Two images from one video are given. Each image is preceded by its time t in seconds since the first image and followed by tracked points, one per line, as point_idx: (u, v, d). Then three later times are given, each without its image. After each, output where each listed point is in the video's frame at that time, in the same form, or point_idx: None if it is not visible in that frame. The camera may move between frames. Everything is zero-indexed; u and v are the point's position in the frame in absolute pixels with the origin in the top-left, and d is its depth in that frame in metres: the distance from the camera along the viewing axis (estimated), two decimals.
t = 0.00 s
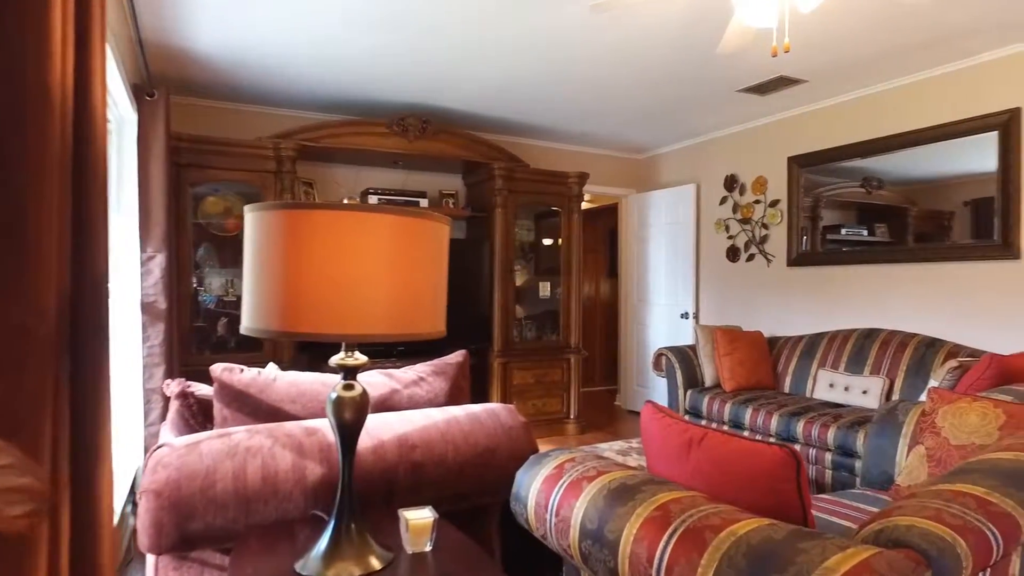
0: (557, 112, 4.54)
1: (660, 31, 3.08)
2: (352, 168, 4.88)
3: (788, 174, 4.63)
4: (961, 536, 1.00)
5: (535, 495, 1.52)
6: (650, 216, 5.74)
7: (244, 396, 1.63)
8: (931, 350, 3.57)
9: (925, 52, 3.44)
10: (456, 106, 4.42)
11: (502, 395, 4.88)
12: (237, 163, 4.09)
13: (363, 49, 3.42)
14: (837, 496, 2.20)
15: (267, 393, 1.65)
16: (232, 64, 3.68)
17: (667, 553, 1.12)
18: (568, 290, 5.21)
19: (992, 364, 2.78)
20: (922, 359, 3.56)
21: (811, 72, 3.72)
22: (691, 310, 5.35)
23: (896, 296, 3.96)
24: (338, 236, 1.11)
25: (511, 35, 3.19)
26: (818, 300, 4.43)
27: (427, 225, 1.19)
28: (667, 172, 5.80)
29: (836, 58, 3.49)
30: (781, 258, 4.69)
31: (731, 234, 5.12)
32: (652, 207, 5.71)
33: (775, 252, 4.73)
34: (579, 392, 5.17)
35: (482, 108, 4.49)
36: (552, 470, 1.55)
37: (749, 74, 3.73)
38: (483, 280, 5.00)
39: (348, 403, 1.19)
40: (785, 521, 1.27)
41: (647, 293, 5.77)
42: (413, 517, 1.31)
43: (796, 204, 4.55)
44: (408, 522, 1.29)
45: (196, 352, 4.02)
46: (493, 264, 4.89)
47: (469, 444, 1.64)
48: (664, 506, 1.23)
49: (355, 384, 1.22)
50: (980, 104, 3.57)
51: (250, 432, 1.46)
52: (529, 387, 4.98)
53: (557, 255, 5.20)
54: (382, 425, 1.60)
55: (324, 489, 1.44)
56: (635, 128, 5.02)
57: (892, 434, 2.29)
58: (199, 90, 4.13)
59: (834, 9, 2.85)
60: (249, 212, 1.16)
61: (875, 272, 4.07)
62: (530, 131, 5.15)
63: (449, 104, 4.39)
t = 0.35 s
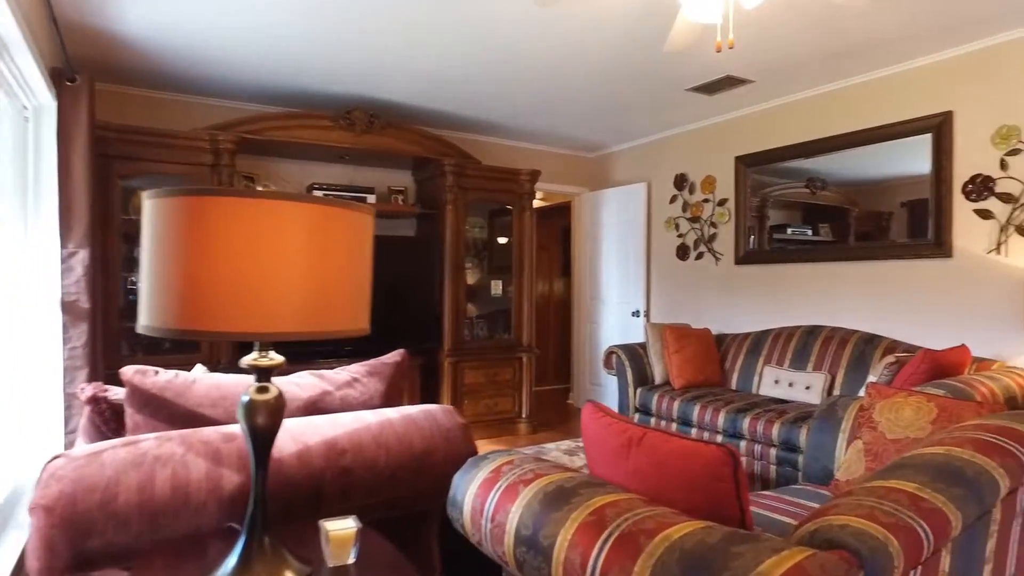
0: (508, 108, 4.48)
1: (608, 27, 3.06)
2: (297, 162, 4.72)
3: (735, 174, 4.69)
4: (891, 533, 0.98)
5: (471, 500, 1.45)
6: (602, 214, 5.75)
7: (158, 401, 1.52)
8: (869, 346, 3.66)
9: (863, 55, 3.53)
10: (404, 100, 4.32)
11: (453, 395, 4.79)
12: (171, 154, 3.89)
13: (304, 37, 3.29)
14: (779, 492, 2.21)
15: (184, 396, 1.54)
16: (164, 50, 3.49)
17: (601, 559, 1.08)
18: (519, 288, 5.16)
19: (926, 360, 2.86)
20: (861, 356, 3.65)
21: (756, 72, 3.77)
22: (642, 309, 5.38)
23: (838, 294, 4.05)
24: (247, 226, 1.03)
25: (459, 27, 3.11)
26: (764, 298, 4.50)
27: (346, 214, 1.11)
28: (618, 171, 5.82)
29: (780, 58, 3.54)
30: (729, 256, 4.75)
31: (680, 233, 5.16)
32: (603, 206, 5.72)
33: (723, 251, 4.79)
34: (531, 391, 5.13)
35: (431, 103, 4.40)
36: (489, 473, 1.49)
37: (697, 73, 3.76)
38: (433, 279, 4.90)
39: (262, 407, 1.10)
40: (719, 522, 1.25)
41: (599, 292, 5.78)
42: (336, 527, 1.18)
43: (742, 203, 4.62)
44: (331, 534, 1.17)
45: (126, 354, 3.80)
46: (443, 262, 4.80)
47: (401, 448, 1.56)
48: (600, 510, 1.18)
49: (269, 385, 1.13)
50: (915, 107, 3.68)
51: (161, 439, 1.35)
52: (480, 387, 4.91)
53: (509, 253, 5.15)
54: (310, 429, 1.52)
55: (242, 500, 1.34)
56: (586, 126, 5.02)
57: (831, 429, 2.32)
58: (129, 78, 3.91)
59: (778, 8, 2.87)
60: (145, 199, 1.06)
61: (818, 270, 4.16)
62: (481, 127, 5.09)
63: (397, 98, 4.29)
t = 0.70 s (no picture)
0: (449, 105, 4.38)
1: (547, 23, 2.99)
2: (227, 156, 4.49)
3: (678, 175, 4.70)
4: (806, 551, 0.91)
5: (379, 520, 1.34)
6: (549, 214, 5.70)
7: (25, 417, 1.35)
8: (806, 346, 3.70)
9: (799, 58, 3.57)
10: (341, 94, 4.16)
11: (394, 399, 4.64)
12: (85, 146, 3.63)
13: (228, 24, 3.11)
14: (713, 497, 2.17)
15: (56, 412, 1.37)
16: (73, 34, 3.24)
17: None
18: (463, 289, 5.05)
19: (858, 360, 2.88)
20: (798, 356, 3.69)
21: (697, 73, 3.77)
22: (588, 309, 5.34)
23: (778, 294, 4.09)
24: (94, 223, 0.90)
25: (392, 18, 2.98)
26: (707, 298, 4.52)
27: (217, 210, 1.01)
28: (564, 171, 5.78)
29: (720, 59, 3.54)
30: (673, 257, 4.75)
31: (625, 233, 5.14)
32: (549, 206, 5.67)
33: (667, 252, 4.80)
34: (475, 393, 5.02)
35: (369, 98, 4.25)
36: (399, 490, 1.39)
37: (638, 73, 3.73)
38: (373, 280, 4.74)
39: (118, 427, 0.96)
40: (638, 541, 1.17)
41: (546, 292, 5.72)
42: (212, 561, 1.06)
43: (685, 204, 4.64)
44: (205, 566, 1.04)
45: (32, 361, 3.52)
46: (384, 262, 4.65)
47: (305, 462, 1.44)
48: (508, 532, 1.10)
49: (131, 401, 1.00)
50: (848, 110, 3.75)
51: (19, 462, 1.20)
52: (423, 391, 4.78)
53: (452, 253, 5.04)
54: (200, 447, 1.38)
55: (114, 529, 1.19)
56: (530, 125, 4.95)
57: (765, 432, 2.30)
58: (37, 62, 3.63)
59: (715, 7, 2.85)
60: None
61: (758, 271, 4.19)
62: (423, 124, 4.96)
63: (334, 91, 4.13)
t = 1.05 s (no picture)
0: (391, 102, 4.26)
1: (483, 18, 2.91)
2: (154, 152, 4.26)
3: (624, 176, 4.69)
4: None
5: (271, 548, 1.23)
6: (497, 215, 5.63)
7: None
8: (747, 348, 3.72)
9: (738, 60, 3.59)
10: (276, 88, 4.00)
11: (334, 406, 4.48)
12: None
13: (145, 11, 2.92)
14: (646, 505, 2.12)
15: None
16: None
17: None
18: (407, 290, 4.92)
19: (794, 362, 2.89)
20: (739, 358, 3.70)
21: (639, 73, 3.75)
22: (536, 312, 5.29)
23: (721, 296, 4.10)
24: None
25: (322, 8, 2.85)
26: (652, 300, 4.51)
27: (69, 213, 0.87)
28: (512, 171, 5.71)
29: (661, 60, 3.52)
30: (619, 258, 4.73)
31: (573, 234, 5.10)
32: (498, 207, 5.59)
33: (614, 253, 4.77)
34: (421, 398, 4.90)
35: (306, 93, 4.10)
36: (295, 513, 1.28)
37: (580, 72, 3.68)
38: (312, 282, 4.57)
39: None
40: (545, 565, 1.09)
41: (494, 294, 5.64)
42: None
43: (631, 205, 4.62)
44: None
45: None
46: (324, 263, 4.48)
47: (193, 484, 1.33)
48: (399, 562, 1.01)
49: None
50: (787, 114, 3.78)
51: None
52: (365, 396, 4.63)
53: (396, 254, 4.91)
54: (70, 471, 1.25)
55: None
56: (476, 124, 4.87)
57: (699, 437, 2.27)
58: None
59: (653, 6, 2.82)
60: None
61: (701, 273, 4.20)
62: (365, 122, 4.82)
63: (268, 85, 3.96)
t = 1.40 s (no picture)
0: (319, 94, 4.11)
1: (408, 8, 2.83)
2: (61, 142, 3.98)
3: (560, 175, 4.68)
4: None
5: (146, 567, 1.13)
6: (434, 214, 5.54)
7: None
8: (677, 346, 3.77)
9: (668, 62, 3.63)
10: (195, 77, 3.80)
11: (260, 410, 4.29)
12: None
13: None
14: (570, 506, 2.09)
15: None
16: None
17: None
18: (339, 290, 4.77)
19: (720, 360, 2.92)
20: (670, 356, 3.74)
21: (572, 72, 3.74)
22: (473, 311, 5.22)
23: (653, 295, 4.14)
24: None
25: None
26: (587, 299, 4.51)
27: None
28: (450, 169, 5.63)
29: (592, 59, 3.52)
30: (555, 258, 4.72)
31: (510, 233, 5.07)
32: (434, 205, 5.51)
33: (550, 252, 4.76)
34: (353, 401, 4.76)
35: (229, 83, 3.91)
36: (175, 528, 1.18)
37: (513, 69, 3.64)
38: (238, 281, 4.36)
39: None
40: None
41: (431, 294, 5.54)
42: None
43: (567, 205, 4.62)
44: None
45: None
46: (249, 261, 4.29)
47: (59, 499, 1.35)
48: None
49: None
50: (715, 116, 3.86)
51: None
52: (293, 400, 4.46)
53: (327, 252, 4.75)
54: None
55: None
56: (410, 120, 4.77)
57: (623, 436, 2.26)
58: None
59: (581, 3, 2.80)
60: None
61: (634, 272, 4.24)
62: (295, 115, 4.65)
63: (186, 74, 3.75)
